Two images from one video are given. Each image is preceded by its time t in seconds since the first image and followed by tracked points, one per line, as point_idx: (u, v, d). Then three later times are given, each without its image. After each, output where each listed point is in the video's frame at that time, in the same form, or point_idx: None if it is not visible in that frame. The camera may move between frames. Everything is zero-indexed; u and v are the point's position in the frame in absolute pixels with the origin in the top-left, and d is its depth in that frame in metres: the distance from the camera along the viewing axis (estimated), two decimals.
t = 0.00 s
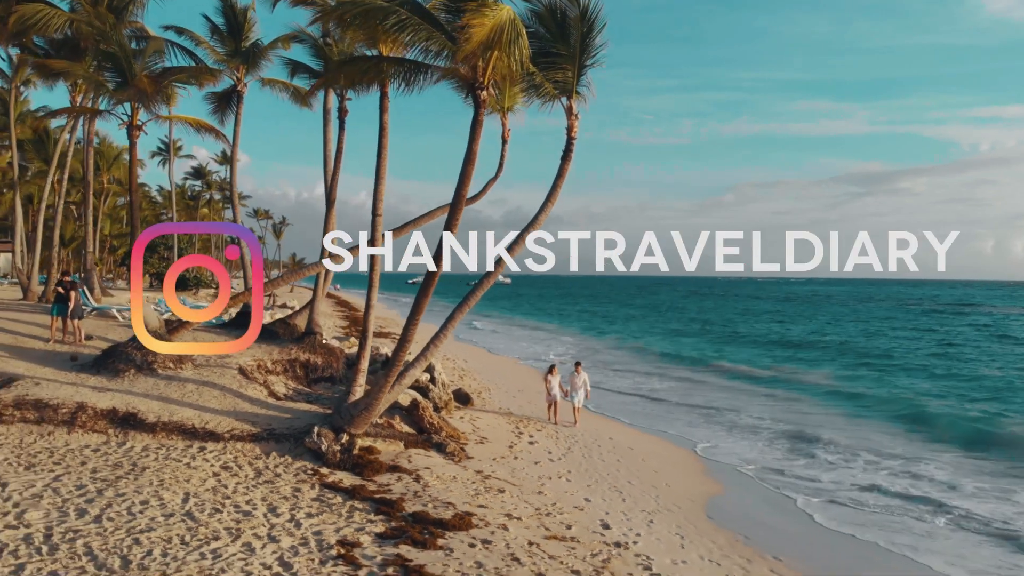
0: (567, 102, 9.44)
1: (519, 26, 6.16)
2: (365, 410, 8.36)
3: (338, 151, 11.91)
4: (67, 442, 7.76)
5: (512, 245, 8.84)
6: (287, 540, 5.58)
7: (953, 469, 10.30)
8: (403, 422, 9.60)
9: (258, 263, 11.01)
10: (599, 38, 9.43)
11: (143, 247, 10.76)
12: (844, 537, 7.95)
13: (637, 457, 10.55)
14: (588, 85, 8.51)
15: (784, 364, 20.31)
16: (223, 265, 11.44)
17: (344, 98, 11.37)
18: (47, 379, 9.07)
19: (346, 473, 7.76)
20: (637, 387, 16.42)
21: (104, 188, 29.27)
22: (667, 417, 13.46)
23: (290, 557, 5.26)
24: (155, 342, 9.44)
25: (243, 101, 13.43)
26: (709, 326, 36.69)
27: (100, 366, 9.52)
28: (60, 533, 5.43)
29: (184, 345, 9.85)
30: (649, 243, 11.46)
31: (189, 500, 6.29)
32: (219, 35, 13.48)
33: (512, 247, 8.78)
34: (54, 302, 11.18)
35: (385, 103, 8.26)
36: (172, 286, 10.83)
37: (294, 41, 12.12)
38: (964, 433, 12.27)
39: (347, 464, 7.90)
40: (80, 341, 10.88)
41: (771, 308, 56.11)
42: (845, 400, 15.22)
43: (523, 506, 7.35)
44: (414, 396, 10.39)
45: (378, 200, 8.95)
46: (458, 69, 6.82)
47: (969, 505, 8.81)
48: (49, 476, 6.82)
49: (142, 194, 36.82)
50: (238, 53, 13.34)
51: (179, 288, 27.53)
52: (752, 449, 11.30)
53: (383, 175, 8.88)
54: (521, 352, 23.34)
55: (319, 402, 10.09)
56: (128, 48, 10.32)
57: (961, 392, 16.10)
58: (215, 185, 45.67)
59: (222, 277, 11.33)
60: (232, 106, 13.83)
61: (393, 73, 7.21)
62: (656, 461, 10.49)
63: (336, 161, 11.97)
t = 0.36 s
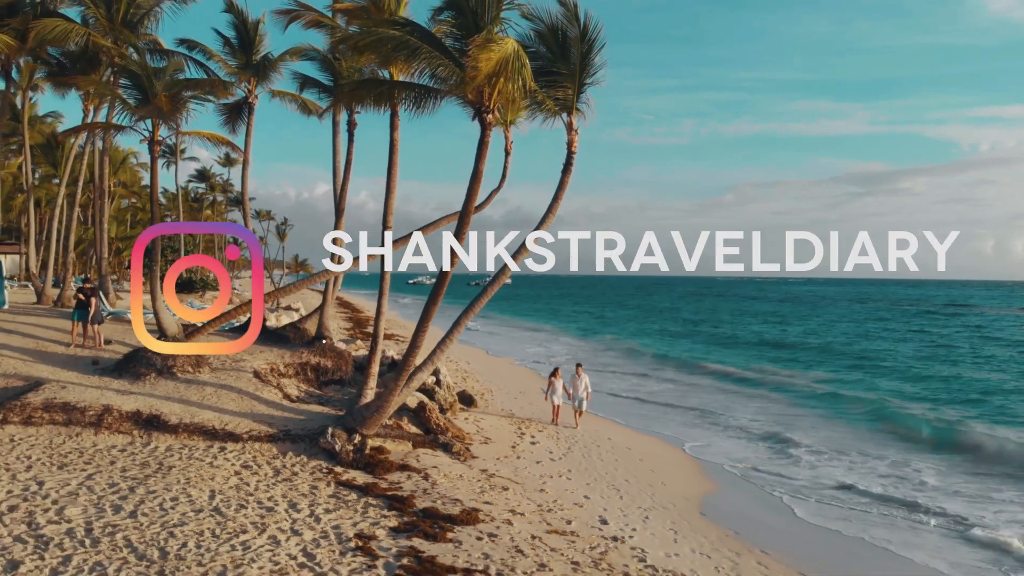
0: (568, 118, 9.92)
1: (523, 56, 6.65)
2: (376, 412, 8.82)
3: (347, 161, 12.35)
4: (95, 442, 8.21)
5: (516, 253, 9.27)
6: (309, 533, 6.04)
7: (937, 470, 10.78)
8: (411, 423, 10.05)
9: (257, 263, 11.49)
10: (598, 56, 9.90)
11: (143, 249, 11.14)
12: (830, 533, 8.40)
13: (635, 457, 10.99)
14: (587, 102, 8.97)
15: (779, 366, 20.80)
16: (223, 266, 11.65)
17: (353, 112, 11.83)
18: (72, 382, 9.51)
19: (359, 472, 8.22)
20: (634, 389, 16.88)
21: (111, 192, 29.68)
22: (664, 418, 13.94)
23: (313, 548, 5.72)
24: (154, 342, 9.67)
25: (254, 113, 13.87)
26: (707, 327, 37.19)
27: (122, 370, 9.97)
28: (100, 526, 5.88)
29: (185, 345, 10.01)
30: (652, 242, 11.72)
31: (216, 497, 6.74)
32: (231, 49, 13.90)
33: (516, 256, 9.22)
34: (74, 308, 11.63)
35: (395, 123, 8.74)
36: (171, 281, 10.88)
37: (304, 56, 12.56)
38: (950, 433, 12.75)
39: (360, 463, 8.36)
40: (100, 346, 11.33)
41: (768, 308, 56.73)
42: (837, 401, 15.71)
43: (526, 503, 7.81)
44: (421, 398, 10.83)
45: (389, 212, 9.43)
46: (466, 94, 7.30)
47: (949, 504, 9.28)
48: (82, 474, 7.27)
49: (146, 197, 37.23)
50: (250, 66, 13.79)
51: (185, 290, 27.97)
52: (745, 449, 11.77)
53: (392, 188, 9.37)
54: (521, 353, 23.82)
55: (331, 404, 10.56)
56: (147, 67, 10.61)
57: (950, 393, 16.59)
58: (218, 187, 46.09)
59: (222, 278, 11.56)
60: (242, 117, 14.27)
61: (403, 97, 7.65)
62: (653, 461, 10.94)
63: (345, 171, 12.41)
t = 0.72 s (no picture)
0: (567, 135, 10.51)
1: (526, 88, 7.31)
2: (388, 413, 9.42)
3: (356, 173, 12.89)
4: (124, 441, 8.77)
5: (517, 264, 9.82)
6: (330, 525, 6.60)
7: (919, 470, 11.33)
8: (419, 423, 10.60)
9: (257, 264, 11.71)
10: (596, 77, 10.50)
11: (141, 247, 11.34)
12: (813, 528, 8.95)
13: (632, 456, 11.57)
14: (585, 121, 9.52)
15: (774, 369, 21.33)
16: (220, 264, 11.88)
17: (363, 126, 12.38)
18: (99, 385, 10.06)
19: (371, 469, 8.78)
20: (632, 391, 17.44)
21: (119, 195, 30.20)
22: (660, 419, 14.51)
23: (335, 538, 6.29)
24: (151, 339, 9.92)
25: (266, 125, 14.41)
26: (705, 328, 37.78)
27: (145, 373, 10.53)
28: (140, 517, 6.44)
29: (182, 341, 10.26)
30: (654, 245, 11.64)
31: (242, 492, 7.31)
32: (243, 63, 14.42)
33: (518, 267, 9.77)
34: (97, 313, 12.20)
35: (405, 143, 9.19)
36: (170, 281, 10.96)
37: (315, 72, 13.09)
38: (934, 434, 13.29)
39: (372, 461, 8.92)
40: (121, 350, 11.89)
41: (767, 309, 57.36)
42: (828, 402, 16.24)
43: (528, 498, 8.36)
44: (428, 400, 11.38)
45: (399, 225, 10.01)
46: (474, 119, 7.91)
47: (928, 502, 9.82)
48: (116, 470, 7.84)
49: (153, 199, 37.75)
50: (262, 80, 14.33)
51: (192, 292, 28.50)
52: (737, 449, 12.33)
53: (402, 202, 9.93)
54: (523, 355, 24.40)
55: (342, 405, 11.13)
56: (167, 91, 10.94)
57: (938, 394, 17.12)
58: (223, 189, 46.64)
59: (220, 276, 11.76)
60: (254, 129, 14.82)
61: (414, 121, 8.20)
62: (648, 460, 11.50)
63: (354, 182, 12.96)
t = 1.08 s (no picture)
0: (567, 151, 11.17)
1: (528, 116, 7.99)
2: (398, 414, 10.09)
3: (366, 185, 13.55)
4: (153, 440, 9.38)
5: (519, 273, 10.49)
6: (350, 516, 7.25)
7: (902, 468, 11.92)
8: (426, 423, 11.23)
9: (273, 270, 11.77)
10: (594, 96, 11.16)
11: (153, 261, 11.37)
12: (794, 521, 9.57)
13: (628, 455, 12.20)
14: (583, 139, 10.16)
15: (769, 370, 21.94)
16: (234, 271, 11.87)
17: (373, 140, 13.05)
18: (126, 388, 10.68)
19: (384, 466, 9.42)
20: (630, 393, 18.05)
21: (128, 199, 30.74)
22: (656, 419, 15.15)
23: (355, 528, 6.92)
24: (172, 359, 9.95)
25: (278, 136, 14.97)
26: (703, 329, 38.44)
27: (169, 376, 11.17)
28: (177, 508, 7.05)
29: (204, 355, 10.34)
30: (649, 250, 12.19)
31: (266, 487, 7.93)
32: (258, 78, 14.98)
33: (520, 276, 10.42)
34: (120, 319, 12.83)
35: (414, 168, 9.82)
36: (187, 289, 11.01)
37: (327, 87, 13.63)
38: (919, 433, 13.89)
39: (384, 459, 9.56)
40: (144, 354, 12.53)
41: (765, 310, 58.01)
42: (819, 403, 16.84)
43: (530, 493, 9.00)
44: (434, 401, 12.02)
45: (408, 237, 10.67)
46: (480, 142, 8.56)
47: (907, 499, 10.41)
48: (148, 466, 8.43)
49: (159, 202, 38.31)
50: (275, 94, 14.90)
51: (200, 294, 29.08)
52: (729, 448, 12.96)
53: (412, 215, 10.60)
54: (524, 356, 25.04)
55: (354, 406, 11.78)
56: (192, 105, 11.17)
57: (927, 392, 17.70)
58: (227, 191, 47.16)
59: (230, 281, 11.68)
60: (266, 139, 15.36)
61: (425, 144, 8.84)
62: (643, 458, 12.13)
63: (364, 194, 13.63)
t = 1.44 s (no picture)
0: (567, 164, 11.66)
1: (530, 137, 8.47)
2: (406, 416, 10.58)
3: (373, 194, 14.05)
4: (173, 441, 9.85)
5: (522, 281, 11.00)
6: (364, 513, 7.75)
7: (890, 466, 12.34)
8: (432, 424, 11.72)
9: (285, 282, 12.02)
10: (593, 112, 11.67)
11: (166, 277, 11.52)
12: (783, 519, 10.07)
13: (626, 456, 12.67)
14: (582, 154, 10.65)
15: (766, 372, 22.38)
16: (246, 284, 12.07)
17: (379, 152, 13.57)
18: (146, 392, 11.16)
19: (393, 466, 9.91)
20: (629, 395, 18.51)
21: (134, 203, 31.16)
22: (653, 421, 15.65)
23: (369, 524, 7.43)
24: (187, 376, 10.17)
25: (288, 147, 15.45)
26: (701, 330, 38.94)
27: (186, 380, 11.65)
28: (203, 506, 7.54)
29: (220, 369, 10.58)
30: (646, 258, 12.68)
31: (284, 487, 8.43)
32: (268, 91, 15.44)
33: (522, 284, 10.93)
34: (137, 325, 13.32)
35: (421, 184, 10.30)
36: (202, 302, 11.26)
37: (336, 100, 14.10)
38: (909, 433, 14.31)
39: (393, 459, 10.05)
40: (161, 358, 13.03)
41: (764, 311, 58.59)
42: (813, 405, 17.29)
43: (532, 492, 9.49)
44: (440, 404, 12.52)
45: (416, 246, 11.18)
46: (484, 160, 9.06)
47: (890, 498, 10.86)
48: (171, 467, 8.91)
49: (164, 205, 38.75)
50: (286, 106, 15.38)
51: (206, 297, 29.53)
52: (723, 449, 13.46)
53: (419, 226, 11.11)
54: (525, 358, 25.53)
55: (363, 409, 12.27)
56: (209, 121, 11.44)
57: (919, 393, 18.13)
58: (230, 195, 47.59)
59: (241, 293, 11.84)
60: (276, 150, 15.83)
61: (432, 162, 9.38)
62: (640, 458, 12.63)
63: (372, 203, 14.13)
